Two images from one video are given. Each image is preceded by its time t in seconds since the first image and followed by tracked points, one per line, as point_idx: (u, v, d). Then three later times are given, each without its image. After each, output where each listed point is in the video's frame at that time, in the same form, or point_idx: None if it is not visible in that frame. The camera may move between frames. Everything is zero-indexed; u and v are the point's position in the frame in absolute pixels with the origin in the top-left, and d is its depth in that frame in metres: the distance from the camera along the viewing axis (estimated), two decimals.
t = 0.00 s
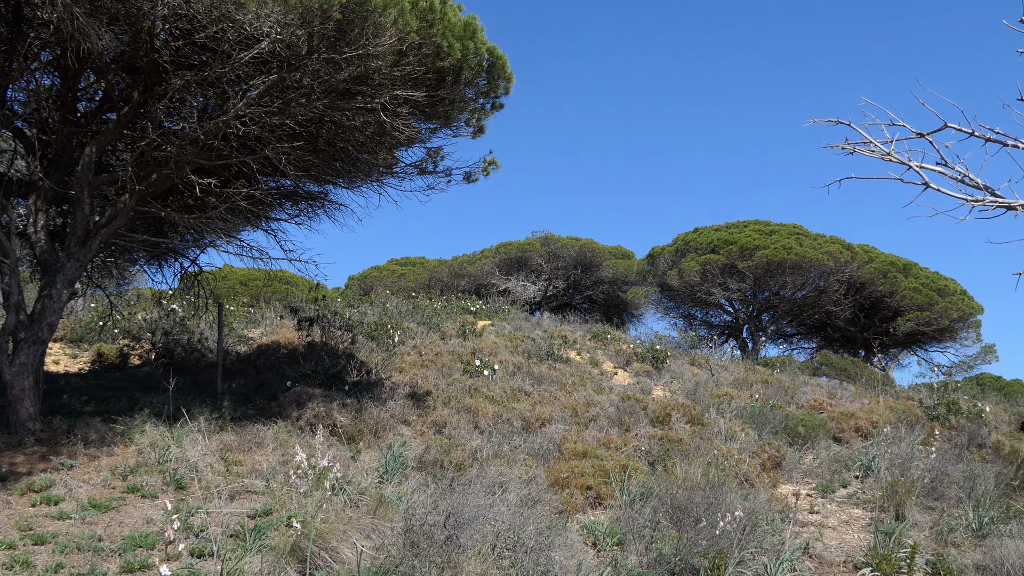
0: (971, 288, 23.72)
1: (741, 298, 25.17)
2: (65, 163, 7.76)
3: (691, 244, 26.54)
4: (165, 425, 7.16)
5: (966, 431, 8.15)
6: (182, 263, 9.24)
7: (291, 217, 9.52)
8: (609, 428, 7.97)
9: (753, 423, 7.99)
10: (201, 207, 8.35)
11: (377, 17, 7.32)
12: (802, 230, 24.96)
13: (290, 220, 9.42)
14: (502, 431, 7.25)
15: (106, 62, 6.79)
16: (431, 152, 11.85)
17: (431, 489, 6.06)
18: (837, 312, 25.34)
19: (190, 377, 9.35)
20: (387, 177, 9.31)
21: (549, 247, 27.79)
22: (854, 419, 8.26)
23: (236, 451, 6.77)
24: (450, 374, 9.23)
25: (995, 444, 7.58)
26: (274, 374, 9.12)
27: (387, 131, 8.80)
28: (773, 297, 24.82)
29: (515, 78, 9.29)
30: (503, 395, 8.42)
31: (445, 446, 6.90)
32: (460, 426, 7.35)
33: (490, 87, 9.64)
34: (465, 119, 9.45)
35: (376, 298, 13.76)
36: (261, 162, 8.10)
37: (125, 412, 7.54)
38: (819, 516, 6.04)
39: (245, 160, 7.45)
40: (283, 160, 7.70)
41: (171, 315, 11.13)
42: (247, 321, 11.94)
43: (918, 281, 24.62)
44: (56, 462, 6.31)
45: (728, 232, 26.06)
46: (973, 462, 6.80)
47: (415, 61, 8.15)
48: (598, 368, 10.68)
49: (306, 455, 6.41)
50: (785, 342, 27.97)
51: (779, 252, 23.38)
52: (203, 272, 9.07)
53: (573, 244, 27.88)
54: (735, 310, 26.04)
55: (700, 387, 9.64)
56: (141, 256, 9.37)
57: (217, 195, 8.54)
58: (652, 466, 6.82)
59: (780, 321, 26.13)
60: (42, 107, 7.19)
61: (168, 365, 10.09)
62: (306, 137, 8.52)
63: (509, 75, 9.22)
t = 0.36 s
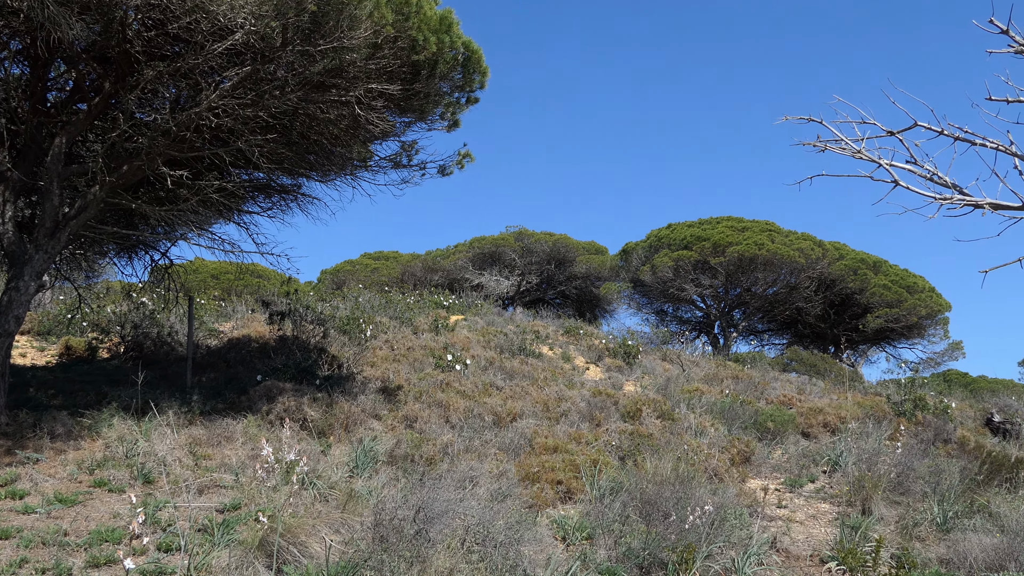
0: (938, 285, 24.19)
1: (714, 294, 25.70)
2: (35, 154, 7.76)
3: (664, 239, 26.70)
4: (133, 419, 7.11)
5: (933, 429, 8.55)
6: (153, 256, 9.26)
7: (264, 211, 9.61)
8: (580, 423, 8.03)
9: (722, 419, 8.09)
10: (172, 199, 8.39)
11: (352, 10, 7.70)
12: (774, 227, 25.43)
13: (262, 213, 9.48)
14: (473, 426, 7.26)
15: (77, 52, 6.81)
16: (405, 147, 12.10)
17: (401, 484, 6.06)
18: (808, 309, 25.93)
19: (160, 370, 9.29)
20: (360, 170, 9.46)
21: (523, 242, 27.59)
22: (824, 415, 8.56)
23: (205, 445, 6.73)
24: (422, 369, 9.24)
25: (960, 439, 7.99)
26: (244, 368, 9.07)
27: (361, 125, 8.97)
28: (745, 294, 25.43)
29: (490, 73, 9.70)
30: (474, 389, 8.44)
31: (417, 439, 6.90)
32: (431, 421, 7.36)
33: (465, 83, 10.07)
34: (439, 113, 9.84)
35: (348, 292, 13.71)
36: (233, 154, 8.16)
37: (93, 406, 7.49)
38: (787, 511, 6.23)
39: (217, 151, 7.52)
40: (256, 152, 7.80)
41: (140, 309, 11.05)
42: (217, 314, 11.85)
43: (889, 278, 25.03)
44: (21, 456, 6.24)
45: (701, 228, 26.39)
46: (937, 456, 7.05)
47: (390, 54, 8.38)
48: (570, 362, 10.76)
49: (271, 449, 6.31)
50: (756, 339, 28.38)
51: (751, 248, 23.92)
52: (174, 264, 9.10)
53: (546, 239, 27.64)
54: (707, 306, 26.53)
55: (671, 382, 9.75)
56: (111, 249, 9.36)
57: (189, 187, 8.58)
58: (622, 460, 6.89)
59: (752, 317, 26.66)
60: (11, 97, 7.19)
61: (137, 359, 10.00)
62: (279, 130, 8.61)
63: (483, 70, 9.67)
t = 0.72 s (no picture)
0: (907, 283, 24.76)
1: (687, 291, 25.94)
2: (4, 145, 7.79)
3: (637, 236, 27.15)
4: (102, 414, 7.07)
5: (900, 423, 8.78)
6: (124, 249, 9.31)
7: (237, 204, 9.75)
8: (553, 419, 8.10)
9: (695, 416, 8.19)
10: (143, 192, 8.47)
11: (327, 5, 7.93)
12: (746, 224, 26.03)
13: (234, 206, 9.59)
14: (446, 421, 7.28)
15: (47, 43, 6.89)
16: (379, 142, 12.35)
17: (373, 479, 6.04)
18: (779, 305, 26.27)
19: (130, 364, 9.24)
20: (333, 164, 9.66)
21: (497, 238, 28.19)
22: (795, 411, 8.76)
23: (176, 440, 6.69)
24: (395, 364, 9.28)
25: (928, 437, 8.23)
26: (216, 363, 9.02)
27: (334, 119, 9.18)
28: (718, 290, 25.80)
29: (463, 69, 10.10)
30: (447, 385, 8.50)
31: (389, 435, 6.91)
32: (404, 416, 7.38)
33: (439, 78, 10.37)
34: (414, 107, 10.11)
35: (321, 286, 13.70)
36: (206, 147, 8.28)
37: (62, 401, 7.45)
38: (758, 507, 6.32)
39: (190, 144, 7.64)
40: (229, 145, 7.94)
41: (111, 302, 10.99)
42: (189, 309, 11.80)
43: (860, 276, 25.45)
44: None
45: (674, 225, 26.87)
46: (905, 453, 7.19)
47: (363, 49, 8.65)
48: (543, 359, 10.87)
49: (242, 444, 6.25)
50: (728, 334, 28.86)
51: (725, 245, 24.29)
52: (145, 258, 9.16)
53: (521, 234, 28.24)
54: (680, 302, 26.69)
55: (644, 379, 9.91)
56: (81, 242, 9.39)
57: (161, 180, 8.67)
58: (594, 457, 6.94)
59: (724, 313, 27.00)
60: None
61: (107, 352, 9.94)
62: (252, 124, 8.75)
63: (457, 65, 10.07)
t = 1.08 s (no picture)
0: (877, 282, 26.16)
1: (659, 288, 26.77)
2: None
3: (611, 234, 28.05)
4: (70, 409, 7.01)
5: (868, 420, 9.13)
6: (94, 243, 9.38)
7: (209, 198, 9.95)
8: (524, 414, 8.20)
9: (667, 413, 8.36)
10: (113, 184, 8.55)
11: None
12: (718, 220, 27.02)
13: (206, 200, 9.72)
14: (417, 417, 7.32)
15: (16, 32, 7.01)
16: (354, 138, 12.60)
17: (344, 475, 6.02)
18: (752, 303, 27.40)
19: (99, 359, 9.18)
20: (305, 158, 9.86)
21: (470, 234, 28.60)
22: (765, 407, 8.97)
23: (144, 435, 6.65)
24: (367, 359, 9.34)
25: (895, 431, 8.47)
26: (186, 358, 8.99)
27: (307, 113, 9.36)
28: (689, 288, 26.66)
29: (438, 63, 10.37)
30: (419, 380, 8.58)
31: (360, 431, 6.92)
32: (375, 412, 7.41)
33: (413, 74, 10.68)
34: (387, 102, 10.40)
35: (292, 282, 13.69)
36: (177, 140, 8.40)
37: (29, 395, 7.38)
38: (727, 502, 6.41)
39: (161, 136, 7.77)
40: (200, 137, 8.12)
41: (79, 296, 10.90)
42: (159, 303, 11.75)
43: (829, 275, 26.87)
44: None
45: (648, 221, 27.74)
46: (873, 449, 7.33)
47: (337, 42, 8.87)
48: (516, 355, 11.03)
49: (210, 439, 6.22)
50: (701, 332, 30.00)
51: (697, 242, 25.16)
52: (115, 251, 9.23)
53: (493, 231, 28.95)
54: (652, 299, 27.51)
55: (616, 375, 10.13)
56: (49, 236, 9.45)
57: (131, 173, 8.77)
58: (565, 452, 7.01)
59: (696, 310, 27.84)
60: None
61: (76, 347, 9.88)
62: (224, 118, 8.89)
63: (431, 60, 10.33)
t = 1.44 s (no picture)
0: (844, 282, 26.91)
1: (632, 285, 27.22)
2: None
3: (583, 230, 28.48)
4: (35, 405, 6.92)
5: (836, 418, 9.43)
6: (62, 237, 9.49)
7: (179, 191, 10.12)
8: (495, 411, 8.30)
9: (638, 409, 8.61)
10: (82, 178, 8.69)
11: None
12: (689, 219, 27.65)
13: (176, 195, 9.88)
14: (388, 414, 7.38)
15: None
16: (326, 133, 12.81)
17: (313, 472, 6.00)
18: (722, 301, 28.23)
19: (66, 355, 9.09)
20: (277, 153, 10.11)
21: (443, 230, 28.63)
22: (734, 405, 9.28)
23: (111, 431, 6.59)
24: (338, 356, 9.38)
25: (863, 429, 8.75)
26: (155, 353, 8.94)
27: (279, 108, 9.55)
28: (661, 286, 27.28)
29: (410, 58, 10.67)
30: (390, 377, 8.65)
31: (329, 427, 6.94)
32: (345, 408, 7.45)
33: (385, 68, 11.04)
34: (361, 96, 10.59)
35: (263, 276, 13.66)
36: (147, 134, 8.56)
37: None
38: (696, 499, 6.52)
39: (130, 130, 7.93)
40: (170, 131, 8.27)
41: (45, 290, 10.77)
42: (127, 298, 11.64)
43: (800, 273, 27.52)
44: None
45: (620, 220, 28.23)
46: (841, 447, 7.51)
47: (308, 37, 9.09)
48: (487, 352, 11.19)
49: (176, 435, 6.17)
50: (672, 329, 30.60)
51: (669, 241, 25.70)
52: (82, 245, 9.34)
53: (466, 227, 28.79)
54: (625, 297, 28.24)
55: (587, 373, 10.35)
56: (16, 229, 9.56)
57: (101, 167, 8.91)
58: (535, 449, 7.09)
59: (668, 308, 28.62)
60: None
61: (42, 342, 9.79)
62: (195, 112, 9.06)
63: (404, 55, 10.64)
